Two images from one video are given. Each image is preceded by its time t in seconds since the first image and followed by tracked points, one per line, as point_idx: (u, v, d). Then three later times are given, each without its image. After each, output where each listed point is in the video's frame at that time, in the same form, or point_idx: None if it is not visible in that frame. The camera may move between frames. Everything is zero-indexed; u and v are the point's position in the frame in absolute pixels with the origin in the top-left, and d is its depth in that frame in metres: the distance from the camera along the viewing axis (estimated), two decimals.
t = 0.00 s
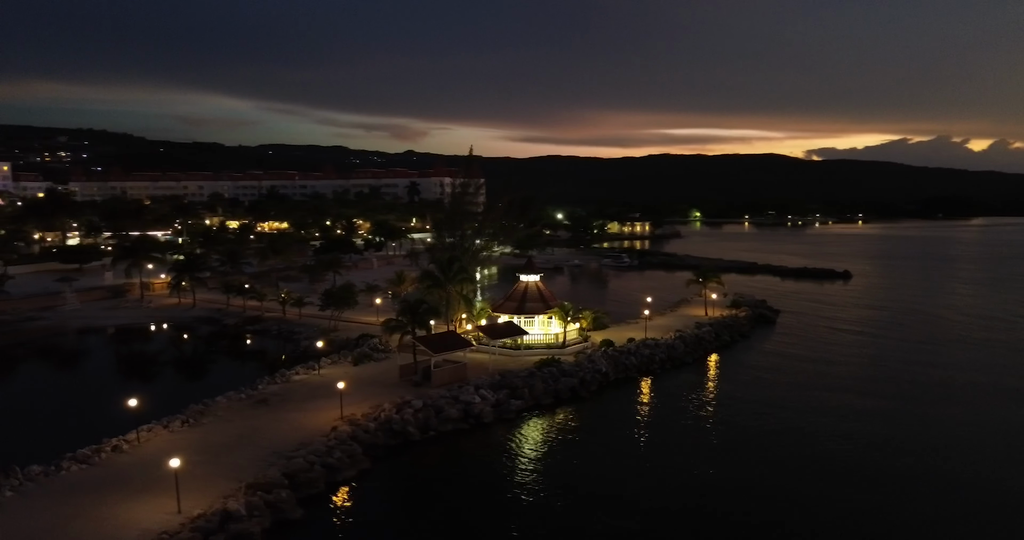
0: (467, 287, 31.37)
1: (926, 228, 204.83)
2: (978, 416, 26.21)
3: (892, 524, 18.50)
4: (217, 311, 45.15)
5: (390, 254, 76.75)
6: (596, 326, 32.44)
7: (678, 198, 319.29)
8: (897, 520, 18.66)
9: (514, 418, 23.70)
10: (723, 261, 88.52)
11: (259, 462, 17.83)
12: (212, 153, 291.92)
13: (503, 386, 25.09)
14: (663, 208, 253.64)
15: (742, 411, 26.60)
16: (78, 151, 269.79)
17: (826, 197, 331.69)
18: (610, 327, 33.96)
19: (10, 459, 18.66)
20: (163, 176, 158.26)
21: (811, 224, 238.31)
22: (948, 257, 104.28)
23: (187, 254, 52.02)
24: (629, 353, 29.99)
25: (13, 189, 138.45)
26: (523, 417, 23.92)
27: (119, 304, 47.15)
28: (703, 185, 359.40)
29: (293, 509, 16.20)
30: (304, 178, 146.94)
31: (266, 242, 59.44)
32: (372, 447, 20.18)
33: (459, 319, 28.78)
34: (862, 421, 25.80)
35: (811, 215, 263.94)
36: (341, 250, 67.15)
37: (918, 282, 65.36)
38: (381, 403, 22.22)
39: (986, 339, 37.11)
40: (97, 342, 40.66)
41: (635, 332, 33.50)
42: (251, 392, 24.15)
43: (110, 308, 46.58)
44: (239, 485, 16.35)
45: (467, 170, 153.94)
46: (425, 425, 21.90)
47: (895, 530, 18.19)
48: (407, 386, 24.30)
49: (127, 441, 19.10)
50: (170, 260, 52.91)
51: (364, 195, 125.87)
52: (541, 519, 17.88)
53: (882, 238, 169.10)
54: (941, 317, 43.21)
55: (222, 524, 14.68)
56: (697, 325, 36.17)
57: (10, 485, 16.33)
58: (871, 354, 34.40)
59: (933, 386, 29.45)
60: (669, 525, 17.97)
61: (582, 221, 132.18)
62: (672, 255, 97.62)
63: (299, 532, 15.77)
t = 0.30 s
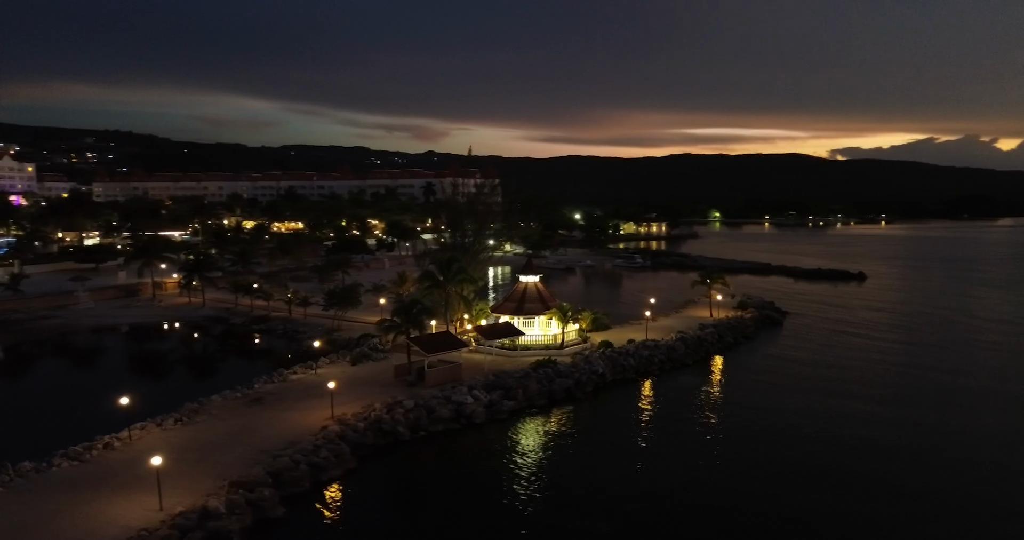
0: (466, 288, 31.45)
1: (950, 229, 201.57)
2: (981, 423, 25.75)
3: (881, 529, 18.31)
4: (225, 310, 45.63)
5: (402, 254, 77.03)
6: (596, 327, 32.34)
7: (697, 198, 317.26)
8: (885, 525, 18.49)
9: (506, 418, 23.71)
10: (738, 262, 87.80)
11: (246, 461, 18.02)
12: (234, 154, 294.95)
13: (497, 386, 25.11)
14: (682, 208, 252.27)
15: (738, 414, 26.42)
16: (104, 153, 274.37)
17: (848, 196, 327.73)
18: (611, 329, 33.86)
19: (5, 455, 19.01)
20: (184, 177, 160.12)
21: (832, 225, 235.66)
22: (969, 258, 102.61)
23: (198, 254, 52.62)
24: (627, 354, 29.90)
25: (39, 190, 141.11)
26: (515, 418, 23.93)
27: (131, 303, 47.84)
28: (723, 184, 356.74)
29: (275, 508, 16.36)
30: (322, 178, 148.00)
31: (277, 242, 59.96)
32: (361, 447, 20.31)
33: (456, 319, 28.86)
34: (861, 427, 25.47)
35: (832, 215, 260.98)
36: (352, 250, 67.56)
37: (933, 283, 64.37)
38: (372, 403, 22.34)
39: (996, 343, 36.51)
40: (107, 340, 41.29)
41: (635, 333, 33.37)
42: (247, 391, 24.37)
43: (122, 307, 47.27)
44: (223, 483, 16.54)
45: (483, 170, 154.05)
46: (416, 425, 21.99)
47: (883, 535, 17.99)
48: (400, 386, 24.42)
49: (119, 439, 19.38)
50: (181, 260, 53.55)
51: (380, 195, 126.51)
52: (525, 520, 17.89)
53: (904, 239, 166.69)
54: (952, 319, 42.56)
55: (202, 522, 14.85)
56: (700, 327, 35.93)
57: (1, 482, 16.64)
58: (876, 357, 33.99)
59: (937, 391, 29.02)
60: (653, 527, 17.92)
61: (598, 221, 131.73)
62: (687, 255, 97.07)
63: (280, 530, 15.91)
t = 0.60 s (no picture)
0: (465, 288, 31.52)
1: (975, 230, 198.35)
2: (983, 430, 25.32)
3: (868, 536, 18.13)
4: (234, 310, 46.10)
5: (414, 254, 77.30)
6: (596, 328, 32.26)
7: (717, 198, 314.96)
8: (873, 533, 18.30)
9: (498, 419, 23.74)
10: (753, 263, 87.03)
11: (232, 459, 18.21)
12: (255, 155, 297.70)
13: (490, 387, 25.14)
14: (701, 209, 250.77)
15: (734, 419, 26.24)
16: (129, 153, 278.56)
17: (871, 196, 323.54)
18: (612, 330, 33.77)
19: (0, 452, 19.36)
20: (205, 177, 161.93)
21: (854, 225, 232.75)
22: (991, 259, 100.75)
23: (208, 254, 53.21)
24: (626, 356, 29.78)
25: (63, 190, 143.60)
26: (508, 419, 23.94)
27: (143, 302, 48.51)
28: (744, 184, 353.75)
29: (257, 506, 16.52)
30: (339, 179, 148.99)
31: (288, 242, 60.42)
32: (349, 447, 20.43)
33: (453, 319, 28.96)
34: (859, 433, 25.15)
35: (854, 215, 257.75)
36: (363, 250, 67.91)
37: (951, 285, 63.29)
38: (364, 403, 22.46)
39: (1006, 346, 35.87)
40: (117, 338, 41.90)
41: (636, 335, 33.26)
42: (243, 390, 24.62)
43: (133, 306, 47.93)
44: (207, 481, 16.72)
45: (499, 170, 154.14)
46: (406, 425, 22.09)
47: None
48: (394, 385, 24.53)
49: (111, 436, 19.65)
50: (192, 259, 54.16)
51: (396, 195, 127.07)
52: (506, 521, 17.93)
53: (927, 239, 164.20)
54: (964, 322, 41.84)
55: (181, 519, 15.05)
56: (703, 328, 35.69)
57: None
58: (881, 360, 33.57)
59: (940, 396, 28.61)
60: (635, 531, 17.89)
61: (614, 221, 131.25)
62: (702, 256, 96.45)
63: (260, 529, 16.08)
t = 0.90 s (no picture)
0: (465, 288, 31.67)
1: (1001, 231, 194.66)
2: (983, 437, 24.93)
3: None
4: (243, 309, 46.60)
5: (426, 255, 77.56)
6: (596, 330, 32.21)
7: (737, 198, 312.39)
8: None
9: (490, 420, 23.81)
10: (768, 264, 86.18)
11: (220, 457, 18.39)
12: (276, 156, 300.44)
13: (485, 387, 25.21)
14: (720, 209, 248.98)
15: (730, 423, 26.08)
16: (153, 154, 282.32)
17: (895, 195, 319.02)
18: (613, 330, 33.71)
19: None
20: (225, 178, 163.58)
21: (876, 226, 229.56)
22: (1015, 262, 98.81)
23: (219, 254, 53.79)
24: (624, 357, 29.71)
25: (86, 191, 145.91)
26: (500, 420, 23.97)
27: (155, 301, 49.20)
28: (765, 184, 350.32)
29: (240, 504, 16.68)
30: (356, 179, 149.91)
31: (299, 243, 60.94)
32: (338, 446, 20.57)
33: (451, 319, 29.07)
34: (856, 440, 24.87)
35: (877, 216, 254.34)
36: (374, 250, 68.29)
37: (968, 287, 62.19)
38: (355, 403, 22.60)
39: (1016, 350, 35.21)
40: (128, 337, 42.52)
41: (637, 335, 33.14)
42: (240, 388, 24.85)
43: (146, 305, 48.61)
44: (192, 478, 16.91)
45: (516, 169, 154.09)
46: (397, 425, 22.19)
47: None
48: (389, 385, 24.65)
49: (105, 433, 19.93)
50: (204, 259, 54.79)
51: (412, 195, 127.55)
52: (489, 524, 17.97)
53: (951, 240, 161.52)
54: (975, 324, 41.12)
55: (162, 516, 15.23)
56: (706, 329, 35.46)
57: None
58: (886, 362, 33.16)
59: (943, 401, 28.20)
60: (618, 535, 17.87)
61: (630, 221, 130.68)
62: (717, 257, 95.75)
63: (243, 526, 16.25)
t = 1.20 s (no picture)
0: (465, 289, 31.77)
1: None
2: (982, 444, 24.56)
3: None
4: (251, 308, 47.05)
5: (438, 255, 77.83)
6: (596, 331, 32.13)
7: (757, 198, 309.55)
8: None
9: (482, 420, 23.84)
10: (784, 265, 85.24)
11: (208, 455, 18.61)
12: (297, 157, 302.91)
13: (479, 387, 25.25)
14: (739, 209, 246.99)
15: (726, 426, 25.90)
16: (177, 155, 286.19)
17: (920, 195, 314.13)
18: (614, 331, 33.61)
19: None
20: (245, 179, 165.19)
21: (899, 226, 226.21)
22: None
23: (230, 254, 54.35)
24: (622, 358, 29.63)
25: (109, 191, 148.17)
26: (493, 420, 24.01)
27: (166, 300, 49.83)
28: (786, 183, 346.80)
29: (224, 502, 16.86)
30: (373, 180, 150.77)
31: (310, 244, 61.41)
32: (328, 445, 20.72)
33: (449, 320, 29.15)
34: (851, 445, 24.59)
35: (900, 217, 250.61)
36: (385, 250, 68.61)
37: (987, 289, 61.02)
38: (348, 403, 22.74)
39: None
40: (138, 335, 43.12)
41: (637, 336, 33.03)
42: (237, 387, 25.07)
43: (157, 304, 49.27)
44: (178, 476, 17.12)
45: (532, 169, 153.94)
46: (388, 424, 22.30)
47: None
48: (383, 385, 24.77)
49: (99, 431, 20.21)
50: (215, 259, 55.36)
51: (428, 195, 127.93)
52: (471, 525, 18.06)
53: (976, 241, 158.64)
54: (988, 326, 40.37)
55: (144, 512, 15.44)
56: (709, 330, 35.21)
57: None
58: (890, 366, 32.72)
59: (945, 406, 27.79)
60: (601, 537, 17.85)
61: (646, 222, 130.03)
62: (732, 258, 94.95)
63: (224, 524, 16.44)
